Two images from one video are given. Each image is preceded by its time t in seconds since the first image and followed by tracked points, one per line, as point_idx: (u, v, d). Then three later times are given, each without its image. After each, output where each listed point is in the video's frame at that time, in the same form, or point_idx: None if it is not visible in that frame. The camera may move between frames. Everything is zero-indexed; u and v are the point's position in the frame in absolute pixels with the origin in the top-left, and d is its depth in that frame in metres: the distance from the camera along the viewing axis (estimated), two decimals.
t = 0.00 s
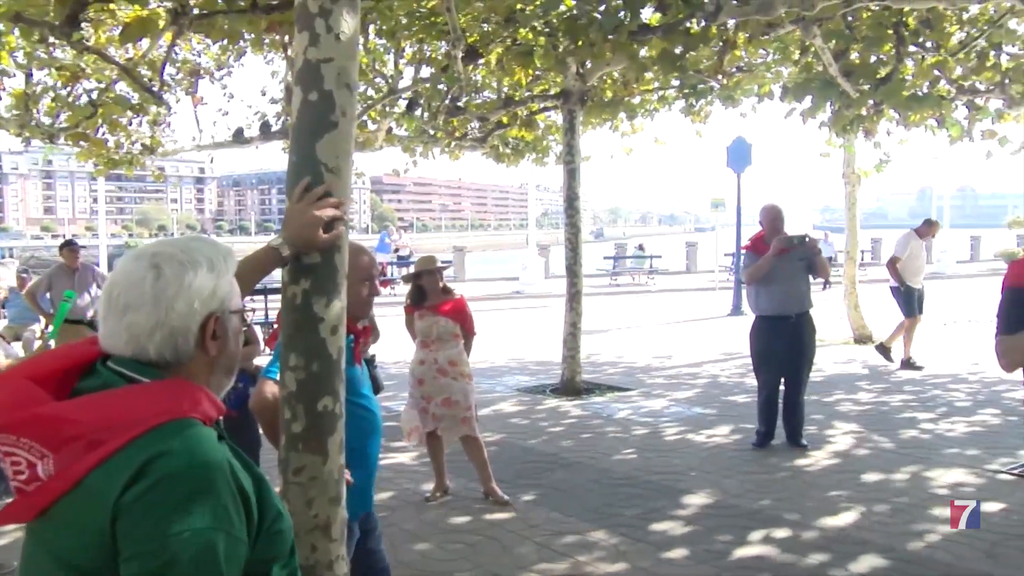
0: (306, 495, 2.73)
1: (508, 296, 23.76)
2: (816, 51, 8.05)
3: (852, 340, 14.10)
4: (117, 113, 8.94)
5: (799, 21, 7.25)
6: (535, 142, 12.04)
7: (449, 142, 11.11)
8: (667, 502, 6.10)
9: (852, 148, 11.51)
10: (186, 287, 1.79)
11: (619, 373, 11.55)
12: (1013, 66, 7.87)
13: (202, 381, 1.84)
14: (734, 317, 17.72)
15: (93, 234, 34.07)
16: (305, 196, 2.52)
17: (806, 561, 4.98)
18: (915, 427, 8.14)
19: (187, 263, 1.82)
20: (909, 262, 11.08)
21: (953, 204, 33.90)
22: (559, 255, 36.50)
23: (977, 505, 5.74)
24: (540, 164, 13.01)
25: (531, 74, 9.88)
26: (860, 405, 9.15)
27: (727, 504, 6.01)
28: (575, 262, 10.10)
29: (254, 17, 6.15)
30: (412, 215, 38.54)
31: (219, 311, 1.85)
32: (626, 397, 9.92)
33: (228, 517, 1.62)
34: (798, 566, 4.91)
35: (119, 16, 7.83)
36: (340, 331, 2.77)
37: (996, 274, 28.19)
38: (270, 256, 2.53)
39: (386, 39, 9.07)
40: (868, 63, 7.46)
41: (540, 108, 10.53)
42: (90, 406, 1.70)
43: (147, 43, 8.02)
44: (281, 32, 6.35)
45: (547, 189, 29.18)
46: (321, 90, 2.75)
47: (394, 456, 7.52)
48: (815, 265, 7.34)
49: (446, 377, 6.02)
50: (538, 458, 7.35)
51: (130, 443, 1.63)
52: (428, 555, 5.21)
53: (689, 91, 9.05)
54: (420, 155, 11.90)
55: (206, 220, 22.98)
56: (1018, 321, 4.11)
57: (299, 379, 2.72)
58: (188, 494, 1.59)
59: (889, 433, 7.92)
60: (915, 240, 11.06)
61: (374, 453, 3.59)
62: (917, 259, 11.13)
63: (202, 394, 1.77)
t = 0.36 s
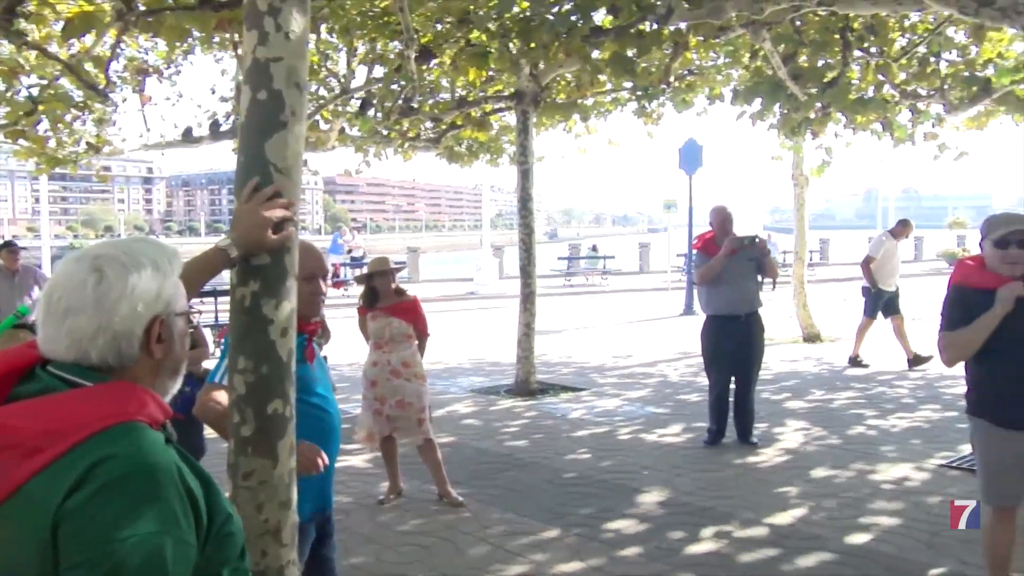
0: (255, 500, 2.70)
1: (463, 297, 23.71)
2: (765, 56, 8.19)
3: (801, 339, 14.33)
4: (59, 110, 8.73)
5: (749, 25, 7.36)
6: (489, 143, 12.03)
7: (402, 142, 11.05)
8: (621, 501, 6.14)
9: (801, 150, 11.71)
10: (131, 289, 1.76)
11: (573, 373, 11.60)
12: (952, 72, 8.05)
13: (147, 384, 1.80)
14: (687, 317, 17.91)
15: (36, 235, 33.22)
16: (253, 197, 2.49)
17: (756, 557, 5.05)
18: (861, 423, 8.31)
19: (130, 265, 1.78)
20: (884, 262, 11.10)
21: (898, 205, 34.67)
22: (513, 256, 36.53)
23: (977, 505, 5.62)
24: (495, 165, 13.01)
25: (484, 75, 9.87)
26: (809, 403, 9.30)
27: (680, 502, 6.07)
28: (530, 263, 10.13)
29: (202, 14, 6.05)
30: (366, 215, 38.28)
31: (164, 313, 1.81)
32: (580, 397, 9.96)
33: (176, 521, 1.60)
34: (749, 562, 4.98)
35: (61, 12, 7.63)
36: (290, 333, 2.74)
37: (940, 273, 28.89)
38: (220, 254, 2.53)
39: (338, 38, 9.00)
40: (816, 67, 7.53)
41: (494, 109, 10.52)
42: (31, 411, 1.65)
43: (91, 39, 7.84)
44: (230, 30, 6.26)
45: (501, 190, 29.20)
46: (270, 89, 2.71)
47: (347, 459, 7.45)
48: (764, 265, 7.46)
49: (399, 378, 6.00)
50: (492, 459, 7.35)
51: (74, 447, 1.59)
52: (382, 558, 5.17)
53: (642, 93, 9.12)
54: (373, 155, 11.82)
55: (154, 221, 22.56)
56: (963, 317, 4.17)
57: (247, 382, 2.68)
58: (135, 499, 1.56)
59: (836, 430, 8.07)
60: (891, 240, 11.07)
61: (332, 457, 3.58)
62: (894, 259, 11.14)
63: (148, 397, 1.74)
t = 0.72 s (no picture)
0: (204, 505, 2.67)
1: (418, 298, 23.62)
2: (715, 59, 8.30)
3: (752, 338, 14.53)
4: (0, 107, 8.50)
5: (699, 28, 7.44)
6: (443, 143, 12.00)
7: (355, 142, 10.98)
8: (576, 500, 6.17)
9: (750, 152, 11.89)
10: (66, 290, 1.72)
11: (528, 373, 11.64)
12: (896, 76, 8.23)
13: (89, 389, 1.76)
14: (640, 317, 18.06)
15: None
16: (201, 197, 2.45)
17: (709, 553, 5.11)
18: (810, 420, 8.46)
19: (67, 268, 1.74)
20: (867, 259, 11.14)
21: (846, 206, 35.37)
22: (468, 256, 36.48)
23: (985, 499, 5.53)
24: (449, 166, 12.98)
25: (438, 75, 9.84)
26: (760, 401, 9.45)
27: (634, 501, 6.11)
28: (484, 264, 10.12)
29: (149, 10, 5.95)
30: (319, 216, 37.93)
31: (104, 315, 1.77)
32: (534, 397, 9.99)
33: (116, 531, 1.56)
34: (702, 559, 5.03)
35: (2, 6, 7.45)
36: (239, 336, 2.70)
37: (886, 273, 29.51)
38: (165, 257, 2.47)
39: (289, 37, 8.90)
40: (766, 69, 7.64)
41: (447, 109, 10.49)
42: None
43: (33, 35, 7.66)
44: (178, 28, 6.17)
45: (456, 191, 29.15)
46: (218, 87, 2.67)
47: (300, 462, 7.38)
48: (715, 265, 7.56)
49: (353, 380, 5.95)
50: (447, 460, 7.34)
51: (8, 457, 1.57)
52: (336, 561, 5.13)
53: (595, 94, 9.17)
54: (325, 155, 11.72)
55: (101, 221, 22.09)
56: (912, 314, 4.28)
57: (196, 385, 2.64)
58: (70, 509, 1.53)
59: (786, 427, 8.20)
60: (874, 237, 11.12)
61: (289, 459, 3.55)
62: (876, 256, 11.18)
63: (88, 402, 1.70)
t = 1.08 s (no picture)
0: (160, 509, 2.63)
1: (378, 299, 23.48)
2: (672, 60, 8.38)
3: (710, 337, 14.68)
4: None
5: (658, 30, 7.50)
6: (402, 143, 11.95)
7: (315, 141, 10.90)
8: (537, 500, 6.19)
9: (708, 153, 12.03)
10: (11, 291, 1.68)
11: (490, 374, 11.64)
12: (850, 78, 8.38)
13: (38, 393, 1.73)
14: (601, 317, 18.16)
15: None
16: (155, 197, 2.40)
17: (669, 551, 5.15)
18: (768, 418, 8.58)
19: (13, 269, 1.70)
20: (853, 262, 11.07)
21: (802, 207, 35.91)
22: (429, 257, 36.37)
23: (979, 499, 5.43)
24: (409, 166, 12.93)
25: (397, 75, 9.80)
26: (719, 399, 9.55)
27: (595, 499, 6.15)
28: (445, 264, 10.10)
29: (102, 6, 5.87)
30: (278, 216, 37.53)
31: (52, 317, 1.74)
32: (496, 397, 9.99)
33: (59, 540, 1.54)
34: (662, 556, 5.08)
35: None
36: (195, 337, 2.67)
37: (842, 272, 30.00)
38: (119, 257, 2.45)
39: (246, 34, 8.80)
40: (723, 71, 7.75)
41: (407, 109, 10.46)
42: None
43: None
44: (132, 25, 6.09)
45: (417, 191, 29.05)
46: (172, 86, 2.64)
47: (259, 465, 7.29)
48: (673, 265, 7.63)
49: (312, 382, 5.90)
50: (409, 461, 7.31)
51: None
52: (296, 564, 5.08)
53: (555, 95, 9.20)
54: (283, 155, 11.61)
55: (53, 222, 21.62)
56: (868, 313, 4.36)
57: (151, 388, 2.60)
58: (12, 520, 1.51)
59: (745, 425, 8.31)
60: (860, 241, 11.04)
61: (250, 459, 3.51)
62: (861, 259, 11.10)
63: (35, 407, 1.67)
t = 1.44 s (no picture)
0: (131, 512, 2.61)
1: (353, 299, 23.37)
2: (645, 61, 8.41)
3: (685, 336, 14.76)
4: None
5: (631, 31, 7.53)
6: (377, 143, 11.91)
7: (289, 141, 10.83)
8: (513, 500, 6.19)
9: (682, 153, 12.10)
10: None
11: (465, 374, 11.63)
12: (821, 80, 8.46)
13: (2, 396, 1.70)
14: (576, 317, 18.19)
15: None
16: (125, 197, 2.38)
17: (644, 550, 5.17)
18: (742, 417, 8.64)
19: None
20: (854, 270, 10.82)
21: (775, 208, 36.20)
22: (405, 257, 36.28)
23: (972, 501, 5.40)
24: (384, 166, 12.89)
25: (371, 75, 9.76)
26: (693, 398, 9.61)
27: (570, 499, 6.16)
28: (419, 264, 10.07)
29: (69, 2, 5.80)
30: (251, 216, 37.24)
31: (18, 319, 1.71)
32: (471, 397, 9.98)
33: (26, 546, 1.52)
34: (637, 555, 5.10)
35: None
36: (166, 338, 2.64)
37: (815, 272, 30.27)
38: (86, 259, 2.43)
39: (218, 33, 8.73)
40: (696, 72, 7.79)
41: (381, 109, 10.42)
42: None
43: None
44: (100, 22, 6.02)
45: (392, 191, 28.96)
46: (142, 85, 2.61)
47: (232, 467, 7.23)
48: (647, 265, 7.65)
49: (286, 383, 5.86)
50: (384, 462, 7.28)
51: None
52: (270, 567, 5.05)
53: (529, 95, 9.21)
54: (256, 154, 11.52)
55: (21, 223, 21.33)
56: (841, 311, 4.40)
57: (121, 390, 2.57)
58: None
59: (719, 424, 8.36)
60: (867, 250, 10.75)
61: (227, 457, 3.49)
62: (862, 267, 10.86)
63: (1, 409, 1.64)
